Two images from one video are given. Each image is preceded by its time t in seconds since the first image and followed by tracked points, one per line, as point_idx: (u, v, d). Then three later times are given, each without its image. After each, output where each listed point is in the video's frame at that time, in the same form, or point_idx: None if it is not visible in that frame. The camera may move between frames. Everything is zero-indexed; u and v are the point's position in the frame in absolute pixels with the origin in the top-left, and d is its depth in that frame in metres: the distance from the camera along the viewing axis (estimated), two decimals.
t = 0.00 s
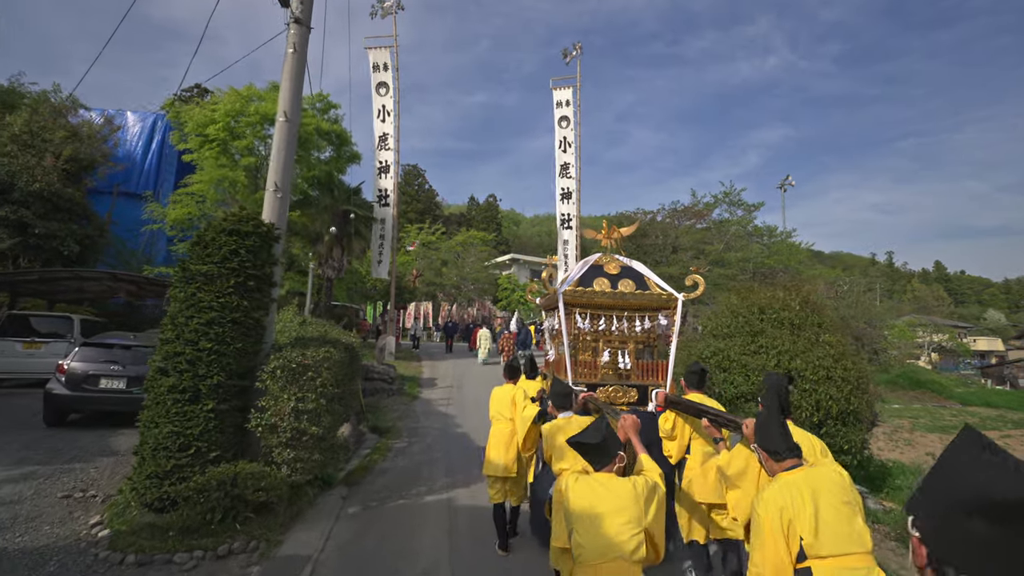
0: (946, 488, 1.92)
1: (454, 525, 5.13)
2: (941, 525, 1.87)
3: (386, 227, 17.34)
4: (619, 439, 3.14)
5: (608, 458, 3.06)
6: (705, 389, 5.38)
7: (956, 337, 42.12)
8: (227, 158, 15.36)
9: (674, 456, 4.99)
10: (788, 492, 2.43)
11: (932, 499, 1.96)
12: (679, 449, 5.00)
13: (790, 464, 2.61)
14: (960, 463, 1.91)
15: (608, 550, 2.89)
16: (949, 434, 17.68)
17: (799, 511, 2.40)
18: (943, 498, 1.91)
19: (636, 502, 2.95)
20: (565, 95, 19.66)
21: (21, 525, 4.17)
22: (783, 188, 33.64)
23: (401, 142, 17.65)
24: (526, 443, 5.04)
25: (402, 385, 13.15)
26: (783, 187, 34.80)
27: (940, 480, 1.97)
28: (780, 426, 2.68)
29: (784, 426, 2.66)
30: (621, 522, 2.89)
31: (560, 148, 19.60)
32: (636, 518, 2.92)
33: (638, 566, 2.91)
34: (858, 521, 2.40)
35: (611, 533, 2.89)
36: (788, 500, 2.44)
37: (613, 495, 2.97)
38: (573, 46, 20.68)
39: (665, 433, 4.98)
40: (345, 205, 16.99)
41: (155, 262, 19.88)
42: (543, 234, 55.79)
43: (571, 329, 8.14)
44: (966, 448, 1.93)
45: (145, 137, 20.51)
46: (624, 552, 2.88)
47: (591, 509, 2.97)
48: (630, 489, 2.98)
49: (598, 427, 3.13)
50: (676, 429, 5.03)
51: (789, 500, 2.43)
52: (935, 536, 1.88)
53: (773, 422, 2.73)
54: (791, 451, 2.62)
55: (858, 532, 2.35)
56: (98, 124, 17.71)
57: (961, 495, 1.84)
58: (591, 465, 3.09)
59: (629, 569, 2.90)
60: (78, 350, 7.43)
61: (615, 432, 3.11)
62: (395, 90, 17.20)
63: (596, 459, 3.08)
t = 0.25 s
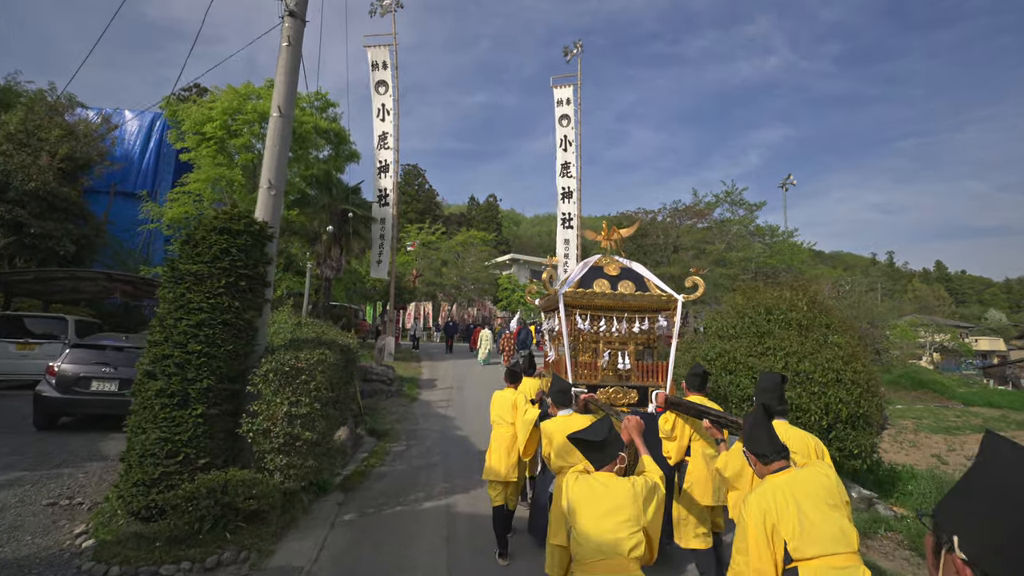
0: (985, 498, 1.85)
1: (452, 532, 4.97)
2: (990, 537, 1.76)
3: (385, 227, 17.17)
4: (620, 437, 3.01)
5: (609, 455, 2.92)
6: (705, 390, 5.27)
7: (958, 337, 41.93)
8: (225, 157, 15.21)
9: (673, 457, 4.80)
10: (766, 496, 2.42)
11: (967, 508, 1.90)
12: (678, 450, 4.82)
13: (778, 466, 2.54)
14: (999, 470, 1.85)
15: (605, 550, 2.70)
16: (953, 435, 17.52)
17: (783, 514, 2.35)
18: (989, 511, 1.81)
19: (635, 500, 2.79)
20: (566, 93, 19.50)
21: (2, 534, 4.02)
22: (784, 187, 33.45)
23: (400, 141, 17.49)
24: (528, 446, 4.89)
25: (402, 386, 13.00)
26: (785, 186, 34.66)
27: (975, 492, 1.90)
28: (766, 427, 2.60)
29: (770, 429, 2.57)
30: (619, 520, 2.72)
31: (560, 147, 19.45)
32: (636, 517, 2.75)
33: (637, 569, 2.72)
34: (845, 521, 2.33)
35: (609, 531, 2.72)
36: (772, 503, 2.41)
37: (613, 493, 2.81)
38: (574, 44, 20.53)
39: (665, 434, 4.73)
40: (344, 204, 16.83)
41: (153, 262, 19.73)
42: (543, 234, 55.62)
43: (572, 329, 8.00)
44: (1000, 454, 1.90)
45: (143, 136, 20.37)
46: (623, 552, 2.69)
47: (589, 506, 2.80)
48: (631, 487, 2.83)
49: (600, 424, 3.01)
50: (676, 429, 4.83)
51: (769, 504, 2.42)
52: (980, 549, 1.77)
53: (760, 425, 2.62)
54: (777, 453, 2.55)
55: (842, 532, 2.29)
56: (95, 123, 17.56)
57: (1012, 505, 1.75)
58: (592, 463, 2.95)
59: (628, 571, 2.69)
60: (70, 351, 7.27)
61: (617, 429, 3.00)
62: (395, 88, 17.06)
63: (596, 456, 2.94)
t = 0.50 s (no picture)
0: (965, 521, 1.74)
1: (451, 539, 4.82)
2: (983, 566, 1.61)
3: (385, 226, 17.02)
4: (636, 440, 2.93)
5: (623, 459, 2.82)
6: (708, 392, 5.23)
7: (961, 337, 41.72)
8: (222, 155, 15.06)
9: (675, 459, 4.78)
10: (764, 492, 2.45)
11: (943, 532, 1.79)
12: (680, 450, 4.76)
13: (775, 460, 2.61)
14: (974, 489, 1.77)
15: (620, 557, 2.65)
16: (957, 435, 17.36)
17: (779, 506, 2.40)
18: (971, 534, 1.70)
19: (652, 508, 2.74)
20: (566, 91, 19.35)
21: None
22: (785, 186, 33.30)
23: (400, 140, 17.33)
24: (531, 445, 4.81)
25: (401, 387, 12.84)
26: (786, 186, 34.51)
27: (948, 512, 1.82)
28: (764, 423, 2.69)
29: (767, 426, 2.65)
30: (637, 528, 2.67)
31: (561, 145, 19.31)
32: (652, 524, 2.71)
33: None
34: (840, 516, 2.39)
35: (626, 539, 2.66)
36: (768, 496, 2.46)
37: (629, 501, 2.75)
38: (575, 42, 20.38)
39: (667, 435, 4.75)
40: (343, 203, 16.68)
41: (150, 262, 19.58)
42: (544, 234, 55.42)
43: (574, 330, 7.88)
44: (963, 466, 1.87)
45: (142, 135, 20.23)
46: (641, 560, 2.64)
47: (606, 513, 2.76)
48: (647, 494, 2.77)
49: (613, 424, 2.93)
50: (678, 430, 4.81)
51: (765, 500, 2.45)
52: None
53: (758, 421, 2.72)
54: (773, 448, 2.62)
55: (836, 527, 2.35)
56: (92, 122, 17.42)
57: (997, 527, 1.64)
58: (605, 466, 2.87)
59: None
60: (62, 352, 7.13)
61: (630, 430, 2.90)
62: (394, 87, 16.92)
63: (609, 457, 2.86)
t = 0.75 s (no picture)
0: (895, 507, 1.68)
1: (453, 544, 4.68)
2: (909, 545, 1.52)
3: (385, 225, 16.85)
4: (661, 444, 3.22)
5: (651, 460, 3.15)
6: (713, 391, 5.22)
7: (963, 337, 41.52)
8: (220, 153, 14.91)
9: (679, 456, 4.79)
10: (777, 491, 2.38)
11: (876, 521, 1.71)
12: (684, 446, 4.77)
13: (790, 462, 2.52)
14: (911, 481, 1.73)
15: (653, 551, 2.97)
16: (962, 436, 17.20)
17: (792, 508, 2.33)
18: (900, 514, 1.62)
19: (677, 508, 3.03)
20: (568, 90, 19.21)
21: None
22: (787, 186, 33.15)
23: (399, 138, 17.19)
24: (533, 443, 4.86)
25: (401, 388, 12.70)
26: (788, 186, 34.36)
27: (876, 498, 1.80)
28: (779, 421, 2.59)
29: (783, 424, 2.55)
30: (662, 525, 2.99)
31: (563, 143, 19.16)
32: (677, 522, 3.02)
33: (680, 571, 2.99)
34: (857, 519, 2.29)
35: (653, 535, 2.99)
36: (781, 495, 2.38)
37: (655, 501, 3.06)
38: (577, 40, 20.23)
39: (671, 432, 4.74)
40: (342, 201, 16.53)
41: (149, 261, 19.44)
42: (544, 233, 55.26)
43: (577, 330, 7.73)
44: (903, 459, 1.86)
45: (141, 134, 20.11)
46: (668, 554, 2.96)
47: (634, 511, 3.07)
48: (672, 495, 3.06)
49: (639, 428, 3.26)
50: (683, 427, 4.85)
51: (779, 500, 2.38)
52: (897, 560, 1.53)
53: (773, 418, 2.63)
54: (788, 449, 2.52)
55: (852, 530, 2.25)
56: (90, 120, 17.29)
57: (925, 509, 1.58)
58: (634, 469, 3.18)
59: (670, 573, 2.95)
60: (56, 352, 6.98)
61: (658, 434, 3.23)
62: (394, 85, 16.77)
63: (637, 461, 3.17)
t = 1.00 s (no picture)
0: (889, 487, 1.84)
1: (456, 552, 4.52)
2: (904, 522, 1.70)
3: (386, 224, 16.68)
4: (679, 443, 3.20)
5: (668, 459, 3.11)
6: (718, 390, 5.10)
7: (965, 337, 41.31)
8: (219, 151, 14.77)
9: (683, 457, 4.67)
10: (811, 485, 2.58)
11: (875, 503, 1.86)
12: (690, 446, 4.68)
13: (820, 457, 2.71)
14: (898, 459, 1.88)
15: (672, 549, 2.86)
16: (968, 437, 17.06)
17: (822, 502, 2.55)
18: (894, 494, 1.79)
19: (695, 506, 2.96)
20: (570, 88, 19.06)
21: None
22: (789, 185, 33.06)
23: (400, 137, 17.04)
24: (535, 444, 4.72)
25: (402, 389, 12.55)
26: (790, 185, 34.21)
27: (874, 482, 1.92)
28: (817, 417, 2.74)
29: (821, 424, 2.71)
30: (681, 522, 2.91)
31: (565, 142, 19.02)
32: (696, 520, 2.94)
33: (699, 571, 2.89)
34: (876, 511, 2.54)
35: (672, 532, 2.90)
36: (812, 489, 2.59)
37: (673, 497, 2.99)
38: (579, 38, 20.08)
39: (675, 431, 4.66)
40: (343, 200, 16.38)
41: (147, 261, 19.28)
42: (545, 233, 55.05)
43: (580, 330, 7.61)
44: (900, 445, 1.94)
45: (139, 133, 19.96)
46: (687, 552, 2.87)
47: (652, 508, 3.00)
48: (690, 492, 3.00)
49: (654, 428, 3.26)
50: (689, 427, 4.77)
51: (810, 493, 2.59)
52: (897, 537, 1.70)
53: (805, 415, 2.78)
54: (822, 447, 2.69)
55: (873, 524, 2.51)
56: (88, 118, 17.14)
57: (922, 490, 1.70)
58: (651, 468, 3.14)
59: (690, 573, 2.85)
60: (49, 352, 6.83)
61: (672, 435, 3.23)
62: (395, 83, 16.61)
63: (653, 459, 3.15)
